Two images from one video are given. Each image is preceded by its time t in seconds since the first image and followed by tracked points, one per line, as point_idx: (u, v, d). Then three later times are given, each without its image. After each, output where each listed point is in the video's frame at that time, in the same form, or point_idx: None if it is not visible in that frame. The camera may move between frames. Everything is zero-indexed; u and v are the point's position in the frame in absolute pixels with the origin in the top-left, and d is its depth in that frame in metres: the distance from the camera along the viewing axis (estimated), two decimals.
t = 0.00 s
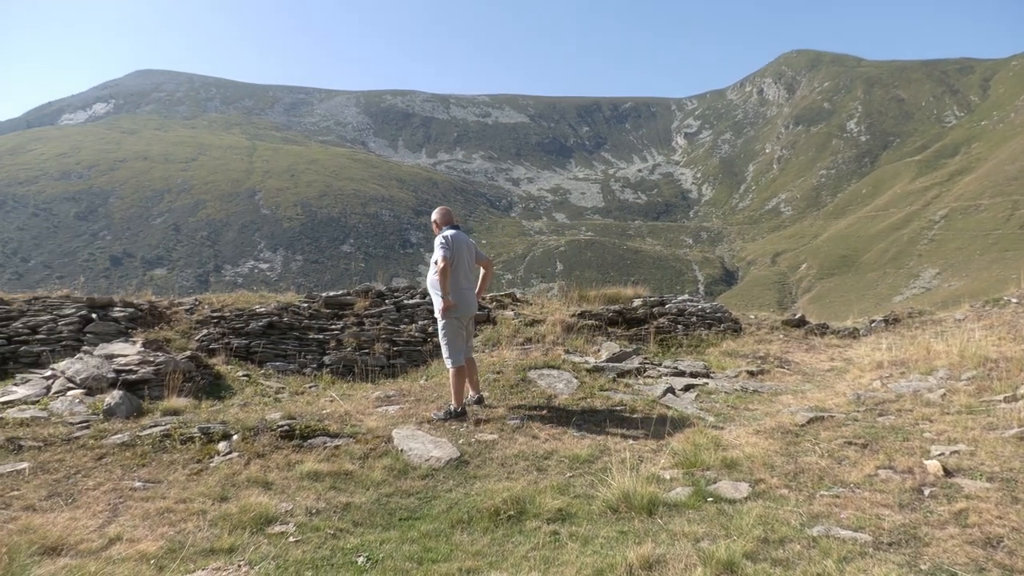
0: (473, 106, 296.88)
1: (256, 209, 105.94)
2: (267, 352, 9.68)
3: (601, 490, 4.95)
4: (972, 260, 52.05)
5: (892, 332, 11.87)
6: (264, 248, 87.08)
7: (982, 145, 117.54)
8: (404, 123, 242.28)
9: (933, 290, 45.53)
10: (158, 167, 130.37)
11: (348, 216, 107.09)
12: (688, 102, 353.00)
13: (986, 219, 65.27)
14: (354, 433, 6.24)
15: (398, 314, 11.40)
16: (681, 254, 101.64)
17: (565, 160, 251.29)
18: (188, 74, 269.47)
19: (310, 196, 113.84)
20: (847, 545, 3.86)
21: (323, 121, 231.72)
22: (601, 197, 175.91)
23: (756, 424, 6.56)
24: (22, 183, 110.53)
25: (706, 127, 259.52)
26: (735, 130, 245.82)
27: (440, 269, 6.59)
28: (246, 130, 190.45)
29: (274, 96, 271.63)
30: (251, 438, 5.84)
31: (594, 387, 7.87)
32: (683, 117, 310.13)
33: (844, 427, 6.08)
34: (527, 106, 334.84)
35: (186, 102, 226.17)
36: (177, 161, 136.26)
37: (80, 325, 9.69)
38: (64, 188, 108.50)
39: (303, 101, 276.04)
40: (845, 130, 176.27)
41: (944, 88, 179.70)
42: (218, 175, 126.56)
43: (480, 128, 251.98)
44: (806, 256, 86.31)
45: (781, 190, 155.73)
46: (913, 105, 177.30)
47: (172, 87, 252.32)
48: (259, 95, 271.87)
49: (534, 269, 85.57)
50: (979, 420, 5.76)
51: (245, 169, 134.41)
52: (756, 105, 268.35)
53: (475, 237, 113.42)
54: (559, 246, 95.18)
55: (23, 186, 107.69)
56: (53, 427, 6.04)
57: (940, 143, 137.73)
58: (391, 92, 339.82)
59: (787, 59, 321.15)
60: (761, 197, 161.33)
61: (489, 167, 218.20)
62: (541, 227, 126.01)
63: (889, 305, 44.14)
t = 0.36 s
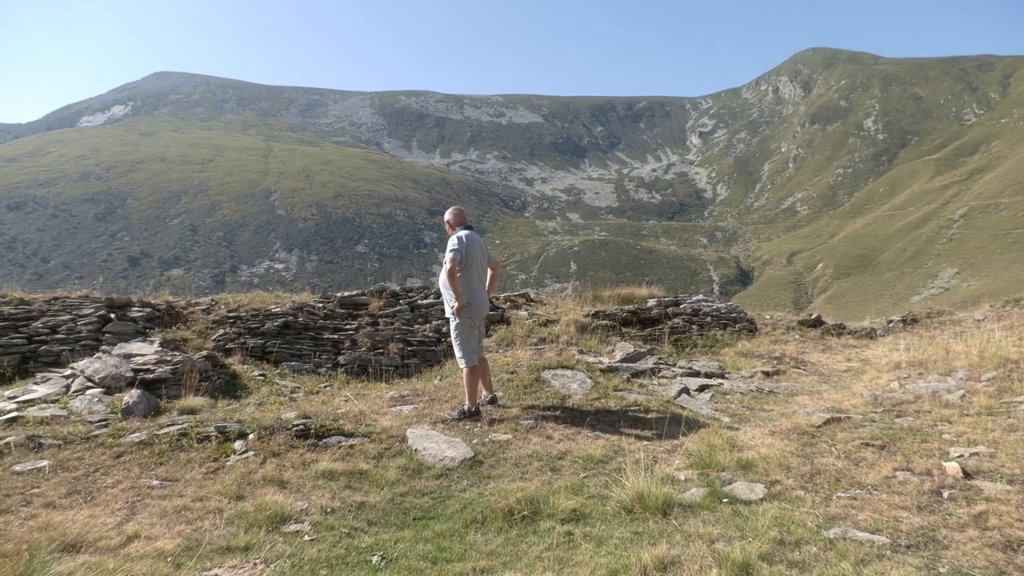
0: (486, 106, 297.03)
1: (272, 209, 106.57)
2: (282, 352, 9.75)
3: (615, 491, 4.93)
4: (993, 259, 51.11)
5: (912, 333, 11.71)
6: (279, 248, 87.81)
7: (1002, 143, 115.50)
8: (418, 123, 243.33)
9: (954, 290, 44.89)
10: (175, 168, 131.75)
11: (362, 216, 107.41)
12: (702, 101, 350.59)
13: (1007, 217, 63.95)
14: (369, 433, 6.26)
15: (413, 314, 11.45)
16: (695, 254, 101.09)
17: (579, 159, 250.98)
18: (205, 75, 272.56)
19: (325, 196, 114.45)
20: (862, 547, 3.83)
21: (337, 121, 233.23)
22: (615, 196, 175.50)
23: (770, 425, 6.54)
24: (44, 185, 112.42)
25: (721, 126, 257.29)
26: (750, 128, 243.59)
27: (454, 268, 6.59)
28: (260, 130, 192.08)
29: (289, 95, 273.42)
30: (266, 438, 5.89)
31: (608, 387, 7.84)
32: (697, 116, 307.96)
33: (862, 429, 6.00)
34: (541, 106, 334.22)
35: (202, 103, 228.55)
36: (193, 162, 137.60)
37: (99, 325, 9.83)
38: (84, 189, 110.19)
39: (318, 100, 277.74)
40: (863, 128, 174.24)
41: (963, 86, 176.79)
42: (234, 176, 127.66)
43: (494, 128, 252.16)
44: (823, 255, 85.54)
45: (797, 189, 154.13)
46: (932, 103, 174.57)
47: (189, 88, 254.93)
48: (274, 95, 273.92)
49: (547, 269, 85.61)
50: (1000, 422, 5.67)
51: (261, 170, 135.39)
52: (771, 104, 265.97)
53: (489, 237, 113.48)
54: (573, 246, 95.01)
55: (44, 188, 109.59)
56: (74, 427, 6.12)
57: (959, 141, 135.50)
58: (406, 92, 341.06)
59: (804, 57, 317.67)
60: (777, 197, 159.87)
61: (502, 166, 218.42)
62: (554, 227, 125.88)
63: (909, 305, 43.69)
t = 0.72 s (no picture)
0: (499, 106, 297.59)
1: (286, 210, 107.19)
2: (296, 352, 9.81)
3: (629, 492, 4.92)
4: (1012, 258, 50.42)
5: (930, 333, 11.57)
6: (293, 248, 88.63)
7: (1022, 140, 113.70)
8: (431, 123, 244.49)
9: (971, 290, 44.44)
10: (191, 169, 132.85)
11: (376, 216, 107.81)
12: (716, 100, 348.29)
13: None
14: (382, 432, 6.28)
15: (426, 315, 11.49)
16: (709, 254, 100.59)
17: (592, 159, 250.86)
18: (220, 76, 275.57)
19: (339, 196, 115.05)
20: (880, 550, 3.77)
21: (350, 122, 234.77)
22: (628, 196, 173.91)
23: (785, 426, 6.49)
24: (62, 186, 114.01)
25: (735, 126, 255.63)
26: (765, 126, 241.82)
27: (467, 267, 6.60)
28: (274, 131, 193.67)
29: (303, 97, 275.60)
30: (280, 437, 5.94)
31: (622, 388, 7.81)
32: (711, 115, 306.20)
33: (877, 430, 5.96)
34: (553, 106, 334.28)
35: (216, 104, 230.60)
36: (208, 163, 138.77)
37: (116, 324, 9.95)
38: (102, 191, 111.66)
39: (331, 101, 279.73)
40: (878, 127, 172.42)
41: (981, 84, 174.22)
42: (248, 177, 128.42)
43: (507, 128, 252.43)
44: (838, 255, 84.91)
45: (812, 188, 152.79)
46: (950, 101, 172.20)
47: (204, 90, 257.84)
48: (288, 96, 276.36)
49: (560, 269, 85.66)
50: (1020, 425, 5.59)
51: (275, 171, 136.14)
52: (786, 102, 264.04)
53: (502, 237, 113.50)
54: (585, 246, 94.81)
55: (62, 190, 111.07)
56: (91, 425, 6.19)
57: (978, 139, 133.68)
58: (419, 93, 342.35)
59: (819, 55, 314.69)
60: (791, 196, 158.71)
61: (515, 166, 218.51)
62: (567, 227, 125.84)
63: (927, 305, 43.34)
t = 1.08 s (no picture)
0: (510, 107, 297.43)
1: (297, 211, 107.64)
2: (307, 351, 9.85)
3: (640, 492, 4.91)
4: None
5: (943, 334, 11.48)
6: (304, 248, 89.20)
7: None
8: (440, 124, 244.82)
9: (986, 290, 43.97)
10: (203, 170, 133.66)
11: (386, 216, 108.05)
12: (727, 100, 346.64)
13: None
14: (392, 432, 6.31)
15: (436, 314, 11.52)
16: (720, 254, 100.13)
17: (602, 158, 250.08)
18: (231, 77, 277.31)
19: (350, 196, 115.51)
20: (892, 551, 3.75)
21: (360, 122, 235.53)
22: (639, 196, 173.25)
23: (796, 427, 6.47)
24: (76, 188, 115.08)
25: (746, 125, 254.21)
26: (776, 125, 239.86)
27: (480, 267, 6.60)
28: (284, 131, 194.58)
29: (313, 97, 276.50)
30: (292, 436, 5.97)
31: (632, 387, 7.80)
32: (722, 114, 304.53)
33: (890, 431, 5.92)
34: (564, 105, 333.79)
35: (227, 106, 232.14)
36: (219, 164, 139.65)
37: (130, 324, 10.04)
38: (115, 192, 112.72)
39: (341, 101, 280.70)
40: (891, 125, 171.06)
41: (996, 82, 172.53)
42: (260, 177, 129.01)
43: (516, 128, 252.39)
44: (850, 254, 84.41)
45: (824, 188, 151.82)
46: (963, 100, 170.37)
47: (216, 91, 259.98)
48: (298, 96, 277.35)
49: (570, 269, 85.63)
50: None
51: (286, 171, 136.74)
52: (797, 101, 262.39)
53: (512, 237, 113.49)
54: (596, 246, 94.65)
55: (76, 191, 112.18)
56: (104, 424, 6.24)
57: (993, 137, 132.24)
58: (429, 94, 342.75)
59: (831, 54, 312.21)
60: (804, 195, 157.51)
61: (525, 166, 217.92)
62: (577, 227, 125.87)
63: (941, 305, 42.98)
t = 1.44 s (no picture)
0: (521, 107, 297.55)
1: (309, 211, 108.06)
2: (320, 351, 9.92)
3: (651, 492, 4.90)
4: None
5: (958, 334, 11.37)
6: (316, 248, 89.75)
7: None
8: (451, 124, 245.40)
9: (1003, 289, 43.47)
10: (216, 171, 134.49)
11: (398, 216, 108.33)
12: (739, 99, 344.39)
13: None
14: (404, 432, 6.31)
15: (447, 314, 11.56)
16: (732, 254, 99.64)
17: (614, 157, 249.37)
18: (244, 78, 279.65)
19: (362, 197, 116.07)
20: (907, 553, 3.72)
21: (371, 122, 236.36)
22: (651, 196, 171.95)
23: (811, 428, 6.41)
24: (92, 189, 116.20)
25: (758, 123, 252.48)
26: (789, 124, 237.92)
27: (496, 266, 6.60)
28: (295, 131, 195.59)
29: (324, 97, 277.77)
30: (305, 435, 6.01)
31: (644, 388, 7.78)
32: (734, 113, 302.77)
33: (905, 433, 5.86)
34: (575, 104, 333.04)
35: (240, 107, 233.79)
36: (232, 165, 140.54)
37: (144, 324, 10.12)
38: (130, 192, 113.77)
39: (352, 101, 281.97)
40: (906, 124, 169.46)
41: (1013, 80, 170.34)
42: (272, 178, 129.61)
43: (527, 127, 252.30)
44: (863, 254, 83.85)
45: (837, 187, 150.65)
46: (980, 98, 168.47)
47: (228, 91, 261.99)
48: (310, 96, 278.80)
49: (581, 268, 85.64)
50: None
51: (298, 172, 137.50)
52: (810, 100, 260.50)
53: (524, 237, 113.49)
54: (607, 245, 94.37)
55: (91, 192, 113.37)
56: (121, 422, 6.32)
57: (1010, 135, 130.64)
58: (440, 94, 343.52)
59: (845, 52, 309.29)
60: (817, 194, 156.31)
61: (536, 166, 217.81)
62: (588, 227, 125.62)
63: (957, 305, 42.56)
